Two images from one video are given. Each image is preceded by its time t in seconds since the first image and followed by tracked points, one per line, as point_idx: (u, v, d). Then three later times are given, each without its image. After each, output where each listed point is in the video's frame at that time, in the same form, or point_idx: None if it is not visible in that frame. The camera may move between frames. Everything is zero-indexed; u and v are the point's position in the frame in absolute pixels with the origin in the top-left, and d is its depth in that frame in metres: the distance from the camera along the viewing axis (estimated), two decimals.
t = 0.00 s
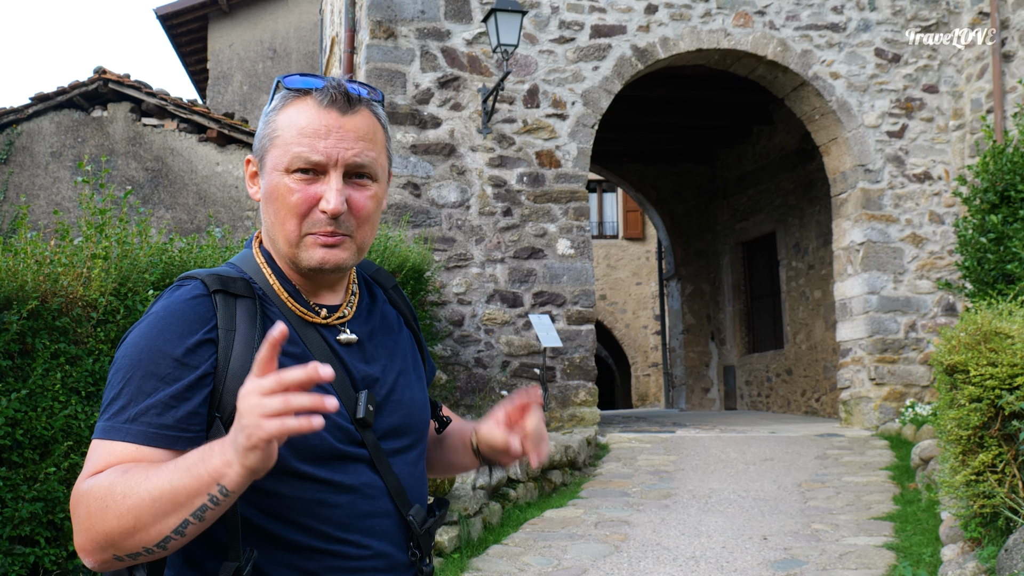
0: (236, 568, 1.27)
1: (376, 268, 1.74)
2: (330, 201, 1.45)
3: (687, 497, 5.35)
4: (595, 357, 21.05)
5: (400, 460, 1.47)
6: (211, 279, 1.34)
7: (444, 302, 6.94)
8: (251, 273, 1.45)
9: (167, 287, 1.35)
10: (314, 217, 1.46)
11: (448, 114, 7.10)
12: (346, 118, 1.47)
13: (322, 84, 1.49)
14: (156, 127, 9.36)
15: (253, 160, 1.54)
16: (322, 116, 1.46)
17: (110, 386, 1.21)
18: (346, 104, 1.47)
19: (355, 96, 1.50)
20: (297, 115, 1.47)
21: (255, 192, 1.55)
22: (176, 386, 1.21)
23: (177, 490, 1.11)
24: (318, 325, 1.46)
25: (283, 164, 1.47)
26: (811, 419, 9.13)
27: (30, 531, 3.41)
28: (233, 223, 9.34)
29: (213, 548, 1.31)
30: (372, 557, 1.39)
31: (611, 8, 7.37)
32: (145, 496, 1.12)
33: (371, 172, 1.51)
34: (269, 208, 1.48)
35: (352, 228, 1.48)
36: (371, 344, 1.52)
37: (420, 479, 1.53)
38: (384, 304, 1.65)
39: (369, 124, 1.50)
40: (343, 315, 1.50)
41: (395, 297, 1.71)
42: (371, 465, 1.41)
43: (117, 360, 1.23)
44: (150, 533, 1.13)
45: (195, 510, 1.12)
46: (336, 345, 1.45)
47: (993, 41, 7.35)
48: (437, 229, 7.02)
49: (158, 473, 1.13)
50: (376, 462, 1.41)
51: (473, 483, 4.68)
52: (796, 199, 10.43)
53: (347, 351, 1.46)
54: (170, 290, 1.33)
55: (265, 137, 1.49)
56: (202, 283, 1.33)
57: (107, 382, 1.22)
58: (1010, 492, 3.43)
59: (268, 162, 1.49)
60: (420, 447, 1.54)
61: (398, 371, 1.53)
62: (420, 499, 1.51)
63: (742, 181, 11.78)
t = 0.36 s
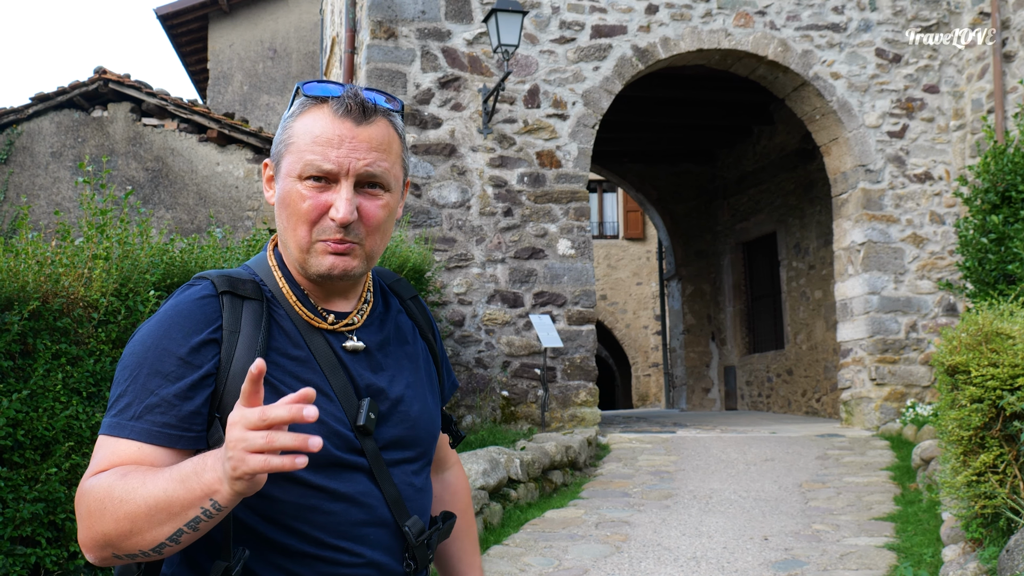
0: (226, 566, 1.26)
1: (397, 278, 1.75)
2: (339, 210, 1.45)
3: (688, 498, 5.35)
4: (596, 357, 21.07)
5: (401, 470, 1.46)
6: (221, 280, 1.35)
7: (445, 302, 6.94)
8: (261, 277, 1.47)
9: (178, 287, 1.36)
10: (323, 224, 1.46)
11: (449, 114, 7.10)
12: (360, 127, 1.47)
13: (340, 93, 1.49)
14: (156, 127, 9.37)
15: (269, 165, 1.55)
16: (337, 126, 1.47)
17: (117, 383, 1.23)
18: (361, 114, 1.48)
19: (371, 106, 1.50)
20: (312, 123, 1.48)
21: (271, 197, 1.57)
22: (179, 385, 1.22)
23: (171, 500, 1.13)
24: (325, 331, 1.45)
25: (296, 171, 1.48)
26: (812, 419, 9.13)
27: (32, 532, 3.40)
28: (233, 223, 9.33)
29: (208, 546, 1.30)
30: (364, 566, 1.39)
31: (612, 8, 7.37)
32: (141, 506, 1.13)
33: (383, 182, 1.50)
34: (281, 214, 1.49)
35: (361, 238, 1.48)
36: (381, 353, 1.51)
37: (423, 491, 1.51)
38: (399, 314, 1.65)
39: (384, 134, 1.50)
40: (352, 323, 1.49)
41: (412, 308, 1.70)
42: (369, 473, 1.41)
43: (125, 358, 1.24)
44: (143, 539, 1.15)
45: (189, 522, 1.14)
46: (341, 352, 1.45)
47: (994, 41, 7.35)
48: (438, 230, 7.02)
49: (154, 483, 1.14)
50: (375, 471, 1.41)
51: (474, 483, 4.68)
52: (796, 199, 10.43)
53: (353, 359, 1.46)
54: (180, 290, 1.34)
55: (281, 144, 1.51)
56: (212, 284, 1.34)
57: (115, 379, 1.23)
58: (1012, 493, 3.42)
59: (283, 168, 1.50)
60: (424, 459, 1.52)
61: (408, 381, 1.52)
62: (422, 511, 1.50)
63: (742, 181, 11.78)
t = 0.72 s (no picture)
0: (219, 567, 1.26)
1: (394, 279, 1.73)
2: (339, 207, 1.45)
3: (688, 498, 5.34)
4: (595, 357, 21.08)
5: (398, 471, 1.46)
6: (215, 282, 1.35)
7: (444, 302, 6.94)
8: (257, 280, 1.47)
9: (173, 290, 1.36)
10: (323, 222, 1.46)
11: (448, 114, 7.10)
12: (357, 125, 1.47)
13: (335, 92, 1.49)
14: (155, 127, 9.36)
15: (266, 166, 1.55)
16: (334, 124, 1.47)
17: (112, 385, 1.23)
18: (358, 112, 1.48)
19: (368, 104, 1.50)
20: (309, 122, 1.48)
21: (267, 199, 1.56)
22: (173, 387, 1.22)
23: (165, 502, 1.13)
24: (320, 333, 1.45)
25: (295, 170, 1.47)
26: (811, 419, 9.14)
27: (30, 532, 3.40)
28: (232, 223, 9.33)
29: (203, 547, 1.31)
30: (360, 566, 1.38)
31: (611, 8, 7.36)
32: (136, 506, 1.13)
33: (381, 180, 1.50)
34: (280, 214, 1.49)
35: (360, 235, 1.47)
36: (377, 354, 1.51)
37: (422, 493, 1.51)
38: (396, 315, 1.64)
39: (381, 132, 1.50)
40: (348, 324, 1.49)
41: (410, 309, 1.69)
42: (366, 474, 1.40)
43: (119, 361, 1.24)
44: (136, 540, 1.14)
45: (182, 523, 1.14)
46: (336, 353, 1.45)
47: (992, 41, 7.35)
48: (436, 230, 7.01)
49: (149, 485, 1.15)
50: (371, 471, 1.40)
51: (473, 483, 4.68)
52: (795, 199, 10.43)
53: (348, 361, 1.46)
54: (175, 293, 1.34)
55: (278, 144, 1.51)
56: (206, 287, 1.34)
57: (109, 382, 1.23)
58: (1011, 493, 3.42)
59: (281, 168, 1.49)
60: (422, 460, 1.52)
61: (405, 382, 1.52)
62: (420, 512, 1.50)
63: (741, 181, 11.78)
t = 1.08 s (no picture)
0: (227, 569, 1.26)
1: (384, 279, 1.72)
2: (349, 200, 1.45)
3: (687, 498, 5.35)
4: (595, 357, 21.09)
5: (400, 470, 1.46)
6: (218, 285, 1.35)
7: (443, 302, 6.94)
8: (257, 282, 1.46)
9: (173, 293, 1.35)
10: (332, 217, 1.45)
11: (447, 114, 7.10)
12: (361, 122, 1.48)
13: (335, 91, 1.50)
14: (154, 127, 9.36)
15: (266, 167, 1.53)
16: (338, 121, 1.47)
17: (115, 388, 1.22)
18: (360, 109, 1.48)
19: (368, 101, 1.51)
20: (311, 121, 1.47)
21: (268, 201, 1.55)
22: (180, 390, 1.22)
23: (178, 509, 1.13)
24: (321, 335, 1.45)
25: (300, 166, 1.46)
26: (810, 419, 9.15)
27: (29, 532, 3.41)
28: (231, 223, 9.32)
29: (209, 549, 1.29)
30: (366, 563, 1.39)
31: (610, 8, 7.36)
32: (148, 514, 1.12)
33: (385, 174, 1.51)
34: (285, 212, 1.48)
35: (369, 228, 1.48)
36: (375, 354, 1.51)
37: (422, 490, 1.51)
38: (390, 316, 1.65)
39: (382, 128, 1.51)
40: (347, 326, 1.49)
41: (402, 310, 1.69)
42: (370, 472, 1.41)
43: (122, 364, 1.24)
44: (145, 548, 1.13)
45: (195, 531, 1.13)
46: (337, 354, 1.45)
47: (992, 41, 7.35)
48: (436, 230, 7.01)
49: (163, 493, 1.14)
50: (375, 470, 1.41)
51: (472, 483, 4.68)
52: (795, 199, 10.43)
53: (349, 362, 1.46)
54: (177, 295, 1.33)
55: (280, 144, 1.49)
56: (209, 290, 1.34)
57: (112, 385, 1.23)
58: (1009, 493, 3.43)
59: (283, 167, 1.48)
60: (421, 459, 1.52)
61: (402, 382, 1.52)
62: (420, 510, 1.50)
63: (741, 181, 11.78)
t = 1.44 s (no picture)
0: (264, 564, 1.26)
1: (371, 278, 1.73)
2: (346, 207, 1.45)
3: (687, 497, 5.34)
4: (595, 357, 21.09)
5: (406, 458, 1.50)
6: (227, 283, 1.34)
7: (443, 302, 6.94)
8: (261, 280, 1.44)
9: (179, 291, 1.33)
10: (329, 222, 1.46)
11: (447, 114, 7.09)
12: (361, 129, 1.48)
13: (336, 96, 1.49)
14: (155, 127, 9.35)
15: (265, 168, 1.54)
16: (339, 127, 1.47)
17: (130, 386, 1.21)
18: (361, 116, 1.48)
19: (369, 108, 1.51)
20: (312, 126, 1.47)
21: (267, 203, 1.55)
22: (200, 387, 1.21)
23: (216, 512, 1.12)
24: (328, 330, 1.45)
25: (299, 171, 1.47)
26: (810, 419, 9.14)
27: (28, 531, 3.41)
28: (231, 223, 9.32)
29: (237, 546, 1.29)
30: (384, 551, 1.42)
31: (610, 8, 7.36)
32: (183, 514, 1.11)
33: (383, 181, 1.51)
34: (283, 215, 1.48)
35: (365, 235, 1.48)
36: (373, 347, 1.53)
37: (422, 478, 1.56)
38: (383, 312, 1.66)
39: (383, 135, 1.51)
40: (350, 322, 1.50)
41: (391, 306, 1.71)
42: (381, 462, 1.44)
43: (137, 363, 1.22)
44: (173, 548, 1.12)
45: (231, 532, 1.13)
46: (344, 349, 1.45)
47: (992, 41, 7.35)
48: (436, 230, 7.01)
49: (200, 494, 1.13)
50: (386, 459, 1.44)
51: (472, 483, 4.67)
52: (795, 199, 10.43)
53: (355, 356, 1.46)
54: (187, 294, 1.32)
55: (280, 147, 1.50)
56: (219, 289, 1.33)
57: (126, 384, 1.21)
58: (1009, 492, 3.43)
59: (283, 171, 1.49)
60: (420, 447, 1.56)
61: (400, 374, 1.55)
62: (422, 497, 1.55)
63: (741, 181, 11.78)
